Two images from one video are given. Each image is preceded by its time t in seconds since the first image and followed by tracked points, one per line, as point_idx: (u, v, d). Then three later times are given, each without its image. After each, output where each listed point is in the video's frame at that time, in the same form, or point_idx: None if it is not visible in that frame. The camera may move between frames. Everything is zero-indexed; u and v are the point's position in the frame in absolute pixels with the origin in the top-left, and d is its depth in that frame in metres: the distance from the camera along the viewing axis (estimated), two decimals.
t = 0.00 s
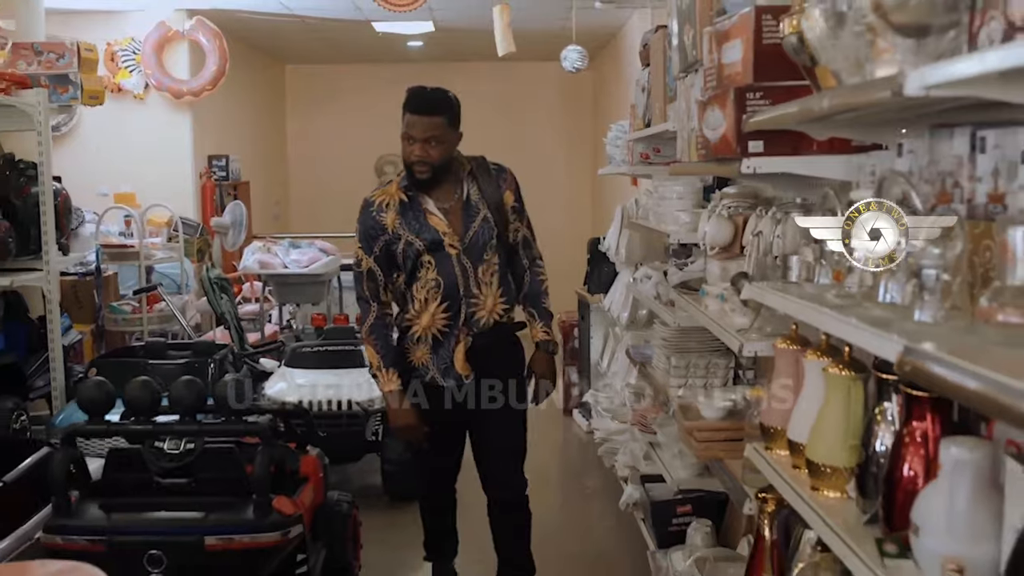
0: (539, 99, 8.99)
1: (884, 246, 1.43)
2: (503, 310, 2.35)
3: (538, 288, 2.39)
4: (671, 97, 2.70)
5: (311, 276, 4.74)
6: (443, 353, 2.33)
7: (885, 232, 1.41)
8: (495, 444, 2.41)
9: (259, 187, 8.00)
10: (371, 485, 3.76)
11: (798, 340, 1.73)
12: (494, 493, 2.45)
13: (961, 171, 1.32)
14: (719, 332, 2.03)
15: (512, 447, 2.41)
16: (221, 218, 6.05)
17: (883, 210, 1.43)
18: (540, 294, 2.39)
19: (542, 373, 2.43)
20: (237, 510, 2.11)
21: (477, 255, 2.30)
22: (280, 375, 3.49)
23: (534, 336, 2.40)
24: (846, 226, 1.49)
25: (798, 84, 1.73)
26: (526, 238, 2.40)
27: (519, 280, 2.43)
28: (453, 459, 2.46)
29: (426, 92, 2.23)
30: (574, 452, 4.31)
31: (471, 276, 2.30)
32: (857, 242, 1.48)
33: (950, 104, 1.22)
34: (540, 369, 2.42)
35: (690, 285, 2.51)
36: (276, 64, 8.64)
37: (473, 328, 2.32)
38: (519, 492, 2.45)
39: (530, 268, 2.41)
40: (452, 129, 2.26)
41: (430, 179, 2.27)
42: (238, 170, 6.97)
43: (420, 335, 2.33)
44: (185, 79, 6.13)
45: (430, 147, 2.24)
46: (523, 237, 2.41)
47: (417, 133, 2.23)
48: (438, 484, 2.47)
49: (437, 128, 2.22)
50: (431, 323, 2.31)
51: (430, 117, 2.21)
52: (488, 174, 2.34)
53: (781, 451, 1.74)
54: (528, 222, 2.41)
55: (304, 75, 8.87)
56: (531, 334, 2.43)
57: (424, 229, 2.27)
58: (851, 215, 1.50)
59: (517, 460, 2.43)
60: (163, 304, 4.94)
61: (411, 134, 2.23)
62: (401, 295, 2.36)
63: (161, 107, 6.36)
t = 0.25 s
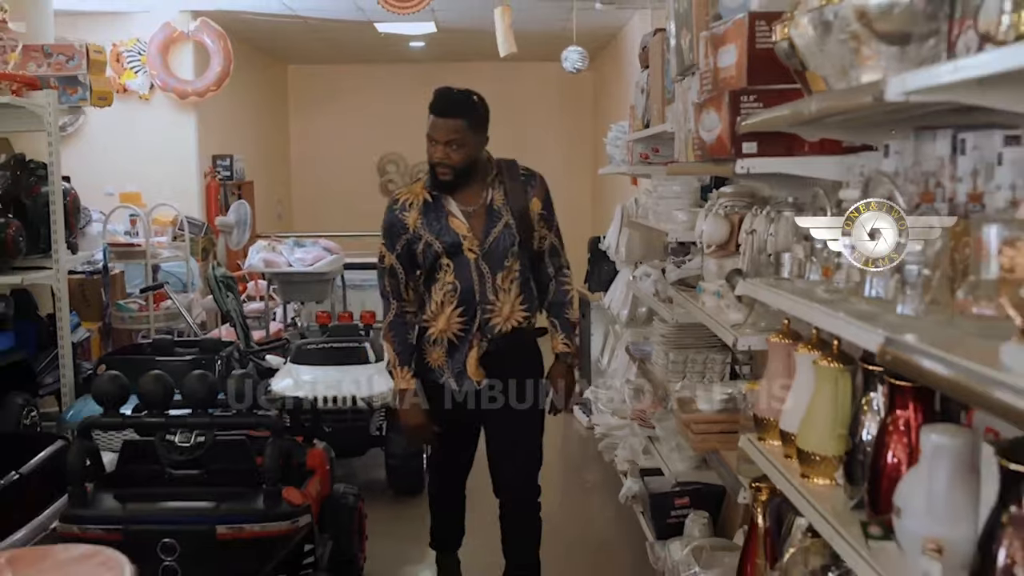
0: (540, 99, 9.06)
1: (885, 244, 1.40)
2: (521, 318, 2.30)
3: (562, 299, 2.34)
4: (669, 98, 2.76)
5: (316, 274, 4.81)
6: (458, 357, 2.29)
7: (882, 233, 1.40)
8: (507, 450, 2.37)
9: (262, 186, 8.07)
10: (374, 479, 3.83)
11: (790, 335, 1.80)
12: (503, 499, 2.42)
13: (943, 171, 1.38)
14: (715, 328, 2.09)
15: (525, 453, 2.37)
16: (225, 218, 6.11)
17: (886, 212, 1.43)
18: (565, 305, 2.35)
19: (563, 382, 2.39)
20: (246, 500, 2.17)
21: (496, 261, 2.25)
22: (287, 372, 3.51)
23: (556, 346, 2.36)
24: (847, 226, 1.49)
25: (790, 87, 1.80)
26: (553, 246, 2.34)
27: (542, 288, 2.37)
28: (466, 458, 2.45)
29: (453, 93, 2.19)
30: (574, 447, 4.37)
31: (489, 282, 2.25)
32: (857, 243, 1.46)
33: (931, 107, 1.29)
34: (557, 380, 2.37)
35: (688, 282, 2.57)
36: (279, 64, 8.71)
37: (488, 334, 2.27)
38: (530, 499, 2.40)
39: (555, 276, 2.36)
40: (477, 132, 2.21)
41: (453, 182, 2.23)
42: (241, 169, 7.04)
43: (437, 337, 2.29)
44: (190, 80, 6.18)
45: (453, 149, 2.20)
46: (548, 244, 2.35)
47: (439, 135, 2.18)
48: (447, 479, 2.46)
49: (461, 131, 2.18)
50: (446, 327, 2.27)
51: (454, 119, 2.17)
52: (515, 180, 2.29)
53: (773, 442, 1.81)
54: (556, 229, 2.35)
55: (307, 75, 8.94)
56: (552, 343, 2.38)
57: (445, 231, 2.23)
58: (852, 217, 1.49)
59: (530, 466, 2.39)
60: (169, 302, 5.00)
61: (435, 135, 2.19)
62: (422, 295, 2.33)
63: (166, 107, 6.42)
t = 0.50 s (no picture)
0: (541, 100, 9.10)
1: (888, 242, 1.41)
2: (548, 317, 2.18)
3: (592, 300, 2.23)
4: (666, 100, 2.82)
5: (319, 274, 4.87)
6: (480, 355, 2.19)
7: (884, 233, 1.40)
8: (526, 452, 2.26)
9: (265, 187, 8.14)
10: (376, 476, 3.88)
11: (782, 330, 1.85)
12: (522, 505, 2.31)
13: (926, 171, 1.43)
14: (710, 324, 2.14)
15: (547, 458, 2.25)
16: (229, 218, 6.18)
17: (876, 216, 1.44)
18: (594, 306, 2.23)
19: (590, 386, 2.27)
20: (252, 491, 2.23)
21: (523, 257, 2.15)
22: (291, 370, 3.59)
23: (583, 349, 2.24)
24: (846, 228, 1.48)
25: (781, 89, 1.85)
26: (582, 245, 2.24)
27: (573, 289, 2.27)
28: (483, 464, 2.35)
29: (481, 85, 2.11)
30: (575, 444, 4.43)
31: (514, 279, 2.15)
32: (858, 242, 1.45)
33: (913, 109, 1.35)
34: (584, 385, 2.23)
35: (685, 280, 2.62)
36: (281, 66, 8.77)
37: (513, 333, 2.16)
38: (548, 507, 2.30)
39: (585, 277, 2.24)
40: (505, 125, 2.13)
41: (480, 176, 2.14)
42: (244, 170, 7.10)
43: (461, 335, 2.20)
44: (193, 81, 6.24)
45: (478, 143, 2.11)
46: (580, 242, 2.24)
47: (464, 128, 2.10)
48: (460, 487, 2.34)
49: (487, 123, 2.09)
50: (470, 324, 2.18)
51: (480, 111, 2.08)
52: (545, 175, 2.19)
53: (765, 434, 1.86)
54: (588, 228, 2.24)
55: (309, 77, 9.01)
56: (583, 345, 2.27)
57: (471, 226, 2.15)
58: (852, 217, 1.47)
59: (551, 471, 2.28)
60: (174, 302, 5.06)
61: (460, 128, 2.11)
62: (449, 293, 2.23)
63: (170, 108, 6.49)
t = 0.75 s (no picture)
0: (545, 99, 9.15)
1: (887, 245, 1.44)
2: (567, 315, 2.15)
3: (614, 298, 2.21)
4: (665, 100, 2.86)
5: (324, 272, 4.92)
6: (496, 351, 2.15)
7: (884, 232, 1.42)
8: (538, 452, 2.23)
9: (270, 187, 8.20)
10: (381, 471, 3.93)
11: (775, 324, 1.90)
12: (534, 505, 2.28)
13: (912, 169, 1.48)
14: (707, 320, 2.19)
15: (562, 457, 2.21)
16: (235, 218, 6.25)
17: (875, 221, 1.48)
18: (616, 304, 2.22)
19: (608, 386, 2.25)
20: (259, 483, 2.28)
21: (542, 253, 2.12)
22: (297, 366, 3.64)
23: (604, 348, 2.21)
24: (846, 227, 1.51)
25: (774, 90, 1.90)
26: (603, 244, 2.22)
27: (591, 288, 2.25)
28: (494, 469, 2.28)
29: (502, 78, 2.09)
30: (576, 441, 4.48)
31: (533, 275, 2.11)
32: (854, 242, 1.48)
33: (898, 110, 1.39)
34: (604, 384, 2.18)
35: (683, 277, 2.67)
36: (286, 66, 8.83)
37: (531, 330, 2.13)
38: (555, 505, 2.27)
39: (606, 276, 2.23)
40: (526, 120, 2.10)
41: (500, 171, 2.11)
42: (249, 170, 7.16)
43: (477, 332, 2.16)
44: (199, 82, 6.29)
45: (499, 137, 2.07)
46: (599, 240, 2.22)
47: (485, 122, 2.06)
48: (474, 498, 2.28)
49: (509, 117, 2.05)
50: (487, 321, 2.14)
51: (502, 106, 2.05)
52: (565, 171, 2.17)
53: (760, 425, 1.92)
54: (607, 226, 2.22)
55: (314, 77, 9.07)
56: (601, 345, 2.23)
57: (489, 221, 2.11)
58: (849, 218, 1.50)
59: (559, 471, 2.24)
60: (180, 300, 5.12)
61: (481, 122, 2.07)
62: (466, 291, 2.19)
63: (176, 109, 6.54)
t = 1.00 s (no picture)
0: (542, 100, 9.20)
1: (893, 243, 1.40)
2: (568, 317, 2.17)
3: (611, 302, 2.25)
4: (656, 102, 2.92)
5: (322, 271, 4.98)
6: (495, 353, 2.15)
7: (885, 233, 1.41)
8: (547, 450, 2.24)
9: (270, 187, 8.26)
10: (378, 467, 3.99)
11: (759, 320, 1.95)
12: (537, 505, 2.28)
13: (886, 170, 1.54)
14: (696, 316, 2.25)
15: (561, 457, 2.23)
16: (234, 217, 6.30)
17: (890, 216, 1.43)
18: (612, 308, 2.26)
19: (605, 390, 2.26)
20: (258, 475, 2.34)
21: (543, 256, 2.14)
22: (295, 364, 3.71)
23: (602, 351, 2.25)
24: (845, 226, 1.48)
25: (757, 93, 1.95)
26: (602, 248, 2.25)
27: (589, 292, 2.27)
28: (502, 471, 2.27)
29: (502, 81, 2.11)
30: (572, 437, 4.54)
31: (534, 278, 2.13)
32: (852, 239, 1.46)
33: (870, 113, 1.45)
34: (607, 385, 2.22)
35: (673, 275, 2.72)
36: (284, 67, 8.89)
37: (534, 332, 2.14)
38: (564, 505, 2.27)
39: (604, 280, 2.27)
40: (524, 121, 2.12)
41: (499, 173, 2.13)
42: (249, 170, 7.22)
43: (476, 334, 2.15)
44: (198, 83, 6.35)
45: (498, 139, 2.09)
46: (596, 245, 2.25)
47: (484, 123, 2.08)
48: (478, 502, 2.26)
49: (509, 119, 2.08)
50: (487, 323, 2.14)
51: (501, 106, 2.08)
52: (564, 175, 2.19)
53: (743, 418, 1.98)
54: (604, 231, 2.25)
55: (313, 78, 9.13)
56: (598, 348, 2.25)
57: (489, 222, 2.12)
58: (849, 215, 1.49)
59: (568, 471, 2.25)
60: (180, 298, 5.18)
61: (480, 124, 2.09)
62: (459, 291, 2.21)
63: (176, 110, 6.61)
